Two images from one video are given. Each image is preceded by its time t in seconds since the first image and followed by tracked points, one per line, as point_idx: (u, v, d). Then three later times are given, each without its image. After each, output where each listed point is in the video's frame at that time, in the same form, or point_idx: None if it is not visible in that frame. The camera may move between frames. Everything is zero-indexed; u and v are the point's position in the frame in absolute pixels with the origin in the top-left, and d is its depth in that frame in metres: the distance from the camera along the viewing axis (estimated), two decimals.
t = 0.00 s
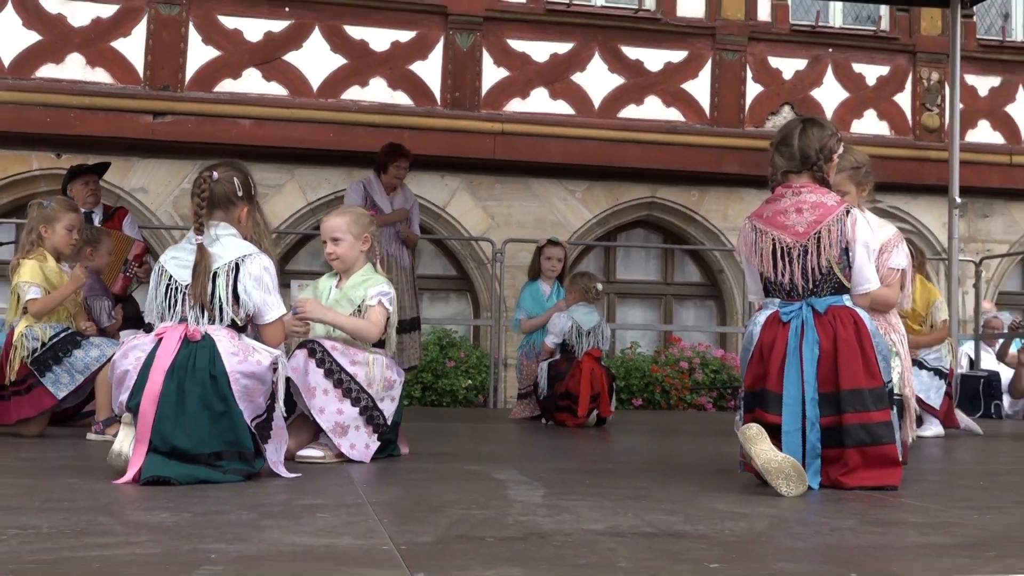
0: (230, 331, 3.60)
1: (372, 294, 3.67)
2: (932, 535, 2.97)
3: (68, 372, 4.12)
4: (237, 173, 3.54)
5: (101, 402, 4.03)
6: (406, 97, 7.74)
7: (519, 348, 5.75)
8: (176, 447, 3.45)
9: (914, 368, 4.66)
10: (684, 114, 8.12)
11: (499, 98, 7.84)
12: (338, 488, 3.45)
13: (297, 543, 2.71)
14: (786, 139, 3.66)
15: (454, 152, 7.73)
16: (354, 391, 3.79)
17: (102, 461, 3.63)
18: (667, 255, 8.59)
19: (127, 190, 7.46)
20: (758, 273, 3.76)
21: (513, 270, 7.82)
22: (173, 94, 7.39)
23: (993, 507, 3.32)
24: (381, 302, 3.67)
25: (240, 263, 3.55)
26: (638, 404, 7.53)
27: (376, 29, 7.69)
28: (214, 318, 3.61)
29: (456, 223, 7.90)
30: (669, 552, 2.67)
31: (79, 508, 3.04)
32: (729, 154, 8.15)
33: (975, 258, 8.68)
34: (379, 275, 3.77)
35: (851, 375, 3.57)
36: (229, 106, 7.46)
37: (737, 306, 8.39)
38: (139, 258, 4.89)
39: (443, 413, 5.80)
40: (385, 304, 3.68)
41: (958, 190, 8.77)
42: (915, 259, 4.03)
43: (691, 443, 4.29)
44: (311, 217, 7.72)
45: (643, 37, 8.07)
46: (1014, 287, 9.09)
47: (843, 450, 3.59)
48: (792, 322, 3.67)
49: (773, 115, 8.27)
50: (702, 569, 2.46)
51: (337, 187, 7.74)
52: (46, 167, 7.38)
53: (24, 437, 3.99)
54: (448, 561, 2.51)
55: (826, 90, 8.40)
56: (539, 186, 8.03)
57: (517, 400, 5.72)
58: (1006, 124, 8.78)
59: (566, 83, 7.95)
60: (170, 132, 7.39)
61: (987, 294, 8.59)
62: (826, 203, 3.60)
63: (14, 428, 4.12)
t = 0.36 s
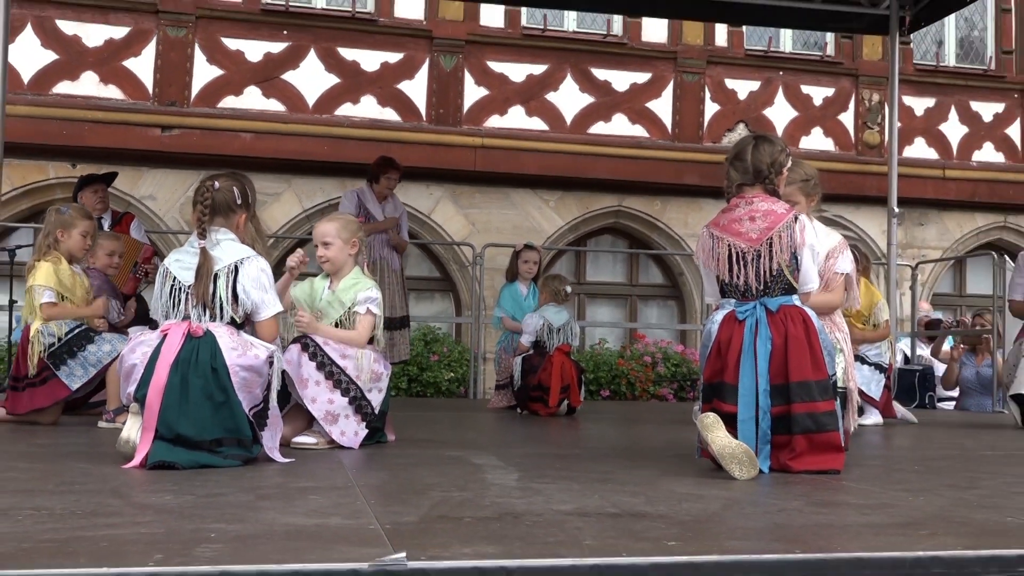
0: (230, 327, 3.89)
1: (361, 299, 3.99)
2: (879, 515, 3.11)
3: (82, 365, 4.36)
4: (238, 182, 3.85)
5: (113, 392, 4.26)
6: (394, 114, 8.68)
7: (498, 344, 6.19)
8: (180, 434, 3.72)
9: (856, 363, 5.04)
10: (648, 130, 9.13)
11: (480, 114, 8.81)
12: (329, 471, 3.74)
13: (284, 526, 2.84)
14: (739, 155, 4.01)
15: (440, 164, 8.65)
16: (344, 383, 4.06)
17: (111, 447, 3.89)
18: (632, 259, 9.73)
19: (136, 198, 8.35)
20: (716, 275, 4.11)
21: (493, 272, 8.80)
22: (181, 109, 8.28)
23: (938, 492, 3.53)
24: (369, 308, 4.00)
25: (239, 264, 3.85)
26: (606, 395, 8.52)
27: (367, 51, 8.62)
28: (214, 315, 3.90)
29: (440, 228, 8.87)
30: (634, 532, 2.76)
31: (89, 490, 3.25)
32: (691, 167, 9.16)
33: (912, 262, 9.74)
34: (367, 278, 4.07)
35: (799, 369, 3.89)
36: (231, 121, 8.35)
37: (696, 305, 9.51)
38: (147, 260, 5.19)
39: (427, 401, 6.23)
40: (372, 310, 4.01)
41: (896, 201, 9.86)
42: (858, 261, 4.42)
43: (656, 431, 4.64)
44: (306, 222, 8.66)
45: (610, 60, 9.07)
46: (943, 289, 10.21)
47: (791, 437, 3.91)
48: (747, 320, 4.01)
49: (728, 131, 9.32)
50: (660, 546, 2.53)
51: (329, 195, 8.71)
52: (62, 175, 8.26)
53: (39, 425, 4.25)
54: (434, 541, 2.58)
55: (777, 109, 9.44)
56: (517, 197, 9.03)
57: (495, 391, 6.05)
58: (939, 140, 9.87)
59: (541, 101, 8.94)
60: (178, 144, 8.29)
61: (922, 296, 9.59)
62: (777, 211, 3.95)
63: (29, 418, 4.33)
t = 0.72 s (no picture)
0: (233, 325, 4.22)
1: (353, 297, 4.33)
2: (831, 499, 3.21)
3: (98, 359, 4.64)
4: (245, 192, 4.20)
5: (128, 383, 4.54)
6: (386, 129, 9.46)
7: (478, 340, 6.62)
8: (187, 421, 3.98)
9: (803, 357, 5.45)
10: (616, 145, 10.02)
11: (463, 129, 9.61)
12: (323, 456, 4.08)
13: (275, 511, 2.93)
14: (695, 171, 4.42)
15: (428, 176, 9.45)
16: (338, 375, 4.42)
17: (124, 434, 4.22)
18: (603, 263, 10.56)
19: (149, 205, 9.04)
20: (679, 278, 4.54)
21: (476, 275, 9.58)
22: (190, 124, 9.00)
23: (886, 482, 3.72)
24: (361, 306, 4.34)
25: (242, 266, 4.19)
26: (578, 386, 9.10)
27: (362, 72, 9.40)
28: (218, 313, 4.23)
29: (426, 232, 9.62)
30: (604, 513, 2.81)
31: (103, 473, 3.54)
32: (657, 180, 10.03)
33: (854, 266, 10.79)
34: (360, 279, 4.42)
35: (752, 362, 4.27)
36: (236, 135, 9.09)
37: (661, 305, 10.40)
38: (160, 264, 5.58)
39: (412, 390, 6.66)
40: (363, 307, 4.35)
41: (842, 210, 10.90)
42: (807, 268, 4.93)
43: (624, 419, 5.05)
44: (305, 227, 9.40)
45: (582, 82, 9.95)
46: (883, 290, 11.30)
47: (744, 424, 4.28)
48: (705, 318, 4.41)
49: (689, 146, 10.22)
50: (622, 522, 2.56)
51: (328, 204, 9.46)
52: (80, 184, 8.94)
53: (58, 413, 4.58)
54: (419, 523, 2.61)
55: (733, 127, 10.37)
56: (497, 206, 9.86)
57: (476, 382, 6.44)
58: (881, 156, 10.94)
59: (519, 119, 9.77)
60: (188, 156, 8.98)
61: (862, 297, 10.66)
62: (732, 220, 4.34)
63: (48, 407, 4.57)
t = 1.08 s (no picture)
0: (241, 323, 4.57)
1: (352, 299, 4.77)
2: (789, 474, 3.24)
3: (117, 353, 5.07)
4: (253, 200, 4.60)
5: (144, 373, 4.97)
6: (381, 144, 10.56)
7: (464, 335, 7.05)
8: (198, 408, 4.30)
9: (757, 350, 6.05)
10: (586, 159, 11.19)
11: (452, 144, 10.73)
12: (321, 440, 4.47)
13: (265, 485, 2.97)
14: (662, 185, 4.80)
15: (418, 186, 10.58)
16: (335, 367, 4.81)
17: (141, 421, 4.62)
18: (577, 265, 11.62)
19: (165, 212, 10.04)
20: (648, 281, 4.92)
21: (462, 277, 10.76)
22: (203, 139, 10.03)
23: (843, 458, 3.78)
24: (358, 307, 4.77)
25: (249, 267, 4.57)
26: (554, 377, 9.60)
27: (359, 92, 10.51)
28: (226, 310, 4.63)
29: (417, 238, 10.76)
30: (575, 494, 2.67)
31: (122, 455, 3.90)
32: (623, 191, 11.21)
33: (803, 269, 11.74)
34: (359, 282, 4.87)
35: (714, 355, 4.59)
36: (245, 149, 10.13)
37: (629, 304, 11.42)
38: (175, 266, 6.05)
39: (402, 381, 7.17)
40: (361, 308, 4.78)
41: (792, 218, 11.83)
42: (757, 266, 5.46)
43: (597, 406, 5.54)
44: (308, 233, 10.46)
45: (558, 101, 11.11)
46: (829, 291, 12.25)
47: (706, 412, 4.63)
48: (673, 316, 4.74)
49: (653, 161, 11.39)
50: (595, 501, 2.52)
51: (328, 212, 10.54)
52: (101, 193, 9.99)
53: (81, 402, 4.98)
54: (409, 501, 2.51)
55: (694, 143, 11.55)
56: (482, 214, 11.02)
57: (462, 373, 6.93)
58: (827, 170, 11.88)
59: (501, 135, 10.94)
60: (201, 168, 10.02)
61: (809, 297, 11.51)
62: (697, 227, 4.75)
63: (68, 397, 4.96)
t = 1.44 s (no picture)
0: (242, 324, 4.60)
1: (346, 299, 5.04)
2: (768, 449, 3.12)
3: (121, 351, 5.35)
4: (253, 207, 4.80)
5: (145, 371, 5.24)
6: (373, 154, 10.89)
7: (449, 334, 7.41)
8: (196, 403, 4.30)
9: (725, 349, 6.34)
10: (568, 168, 11.53)
11: (441, 153, 11.09)
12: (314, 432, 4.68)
13: (239, 453, 2.82)
14: (641, 193, 4.84)
15: (407, 193, 10.88)
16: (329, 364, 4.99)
17: (144, 414, 4.84)
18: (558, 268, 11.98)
19: (167, 218, 10.39)
20: (626, 283, 4.97)
21: (449, 279, 11.12)
22: (203, 147, 10.33)
23: (821, 436, 3.63)
24: (352, 307, 5.04)
25: (247, 268, 4.69)
26: (536, 372, 9.93)
27: (352, 104, 10.84)
28: (225, 309, 4.68)
29: (406, 242, 11.13)
30: (551, 479, 2.33)
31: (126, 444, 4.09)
32: (603, 198, 11.56)
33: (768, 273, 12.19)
34: (352, 283, 5.13)
35: (687, 352, 4.59)
36: (243, 157, 10.42)
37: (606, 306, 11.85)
38: (178, 271, 6.36)
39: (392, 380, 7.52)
40: (354, 308, 5.05)
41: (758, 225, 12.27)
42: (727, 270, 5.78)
43: (577, 402, 5.82)
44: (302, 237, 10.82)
45: (540, 113, 11.44)
46: (793, 292, 12.72)
47: (677, 407, 4.61)
48: (647, 316, 4.77)
49: (631, 170, 11.77)
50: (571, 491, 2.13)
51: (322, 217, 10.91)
52: (107, 198, 10.24)
53: (86, 397, 5.27)
54: (393, 487, 2.12)
55: (668, 154, 11.92)
56: (469, 220, 11.37)
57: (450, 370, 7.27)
58: (792, 179, 12.28)
59: (487, 146, 11.28)
60: (201, 175, 10.31)
61: (775, 298, 11.97)
62: (672, 233, 4.78)
63: (75, 392, 5.24)
